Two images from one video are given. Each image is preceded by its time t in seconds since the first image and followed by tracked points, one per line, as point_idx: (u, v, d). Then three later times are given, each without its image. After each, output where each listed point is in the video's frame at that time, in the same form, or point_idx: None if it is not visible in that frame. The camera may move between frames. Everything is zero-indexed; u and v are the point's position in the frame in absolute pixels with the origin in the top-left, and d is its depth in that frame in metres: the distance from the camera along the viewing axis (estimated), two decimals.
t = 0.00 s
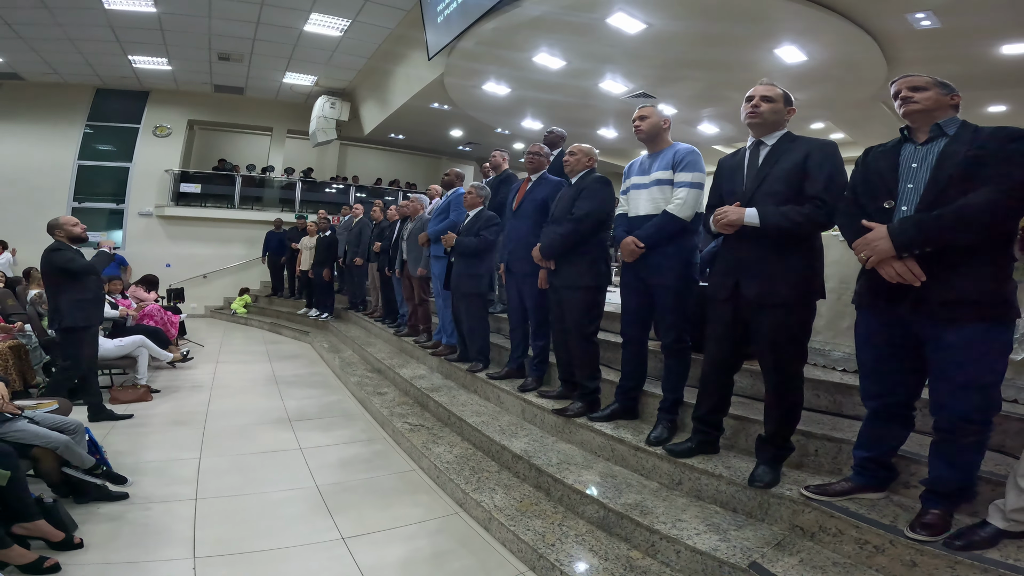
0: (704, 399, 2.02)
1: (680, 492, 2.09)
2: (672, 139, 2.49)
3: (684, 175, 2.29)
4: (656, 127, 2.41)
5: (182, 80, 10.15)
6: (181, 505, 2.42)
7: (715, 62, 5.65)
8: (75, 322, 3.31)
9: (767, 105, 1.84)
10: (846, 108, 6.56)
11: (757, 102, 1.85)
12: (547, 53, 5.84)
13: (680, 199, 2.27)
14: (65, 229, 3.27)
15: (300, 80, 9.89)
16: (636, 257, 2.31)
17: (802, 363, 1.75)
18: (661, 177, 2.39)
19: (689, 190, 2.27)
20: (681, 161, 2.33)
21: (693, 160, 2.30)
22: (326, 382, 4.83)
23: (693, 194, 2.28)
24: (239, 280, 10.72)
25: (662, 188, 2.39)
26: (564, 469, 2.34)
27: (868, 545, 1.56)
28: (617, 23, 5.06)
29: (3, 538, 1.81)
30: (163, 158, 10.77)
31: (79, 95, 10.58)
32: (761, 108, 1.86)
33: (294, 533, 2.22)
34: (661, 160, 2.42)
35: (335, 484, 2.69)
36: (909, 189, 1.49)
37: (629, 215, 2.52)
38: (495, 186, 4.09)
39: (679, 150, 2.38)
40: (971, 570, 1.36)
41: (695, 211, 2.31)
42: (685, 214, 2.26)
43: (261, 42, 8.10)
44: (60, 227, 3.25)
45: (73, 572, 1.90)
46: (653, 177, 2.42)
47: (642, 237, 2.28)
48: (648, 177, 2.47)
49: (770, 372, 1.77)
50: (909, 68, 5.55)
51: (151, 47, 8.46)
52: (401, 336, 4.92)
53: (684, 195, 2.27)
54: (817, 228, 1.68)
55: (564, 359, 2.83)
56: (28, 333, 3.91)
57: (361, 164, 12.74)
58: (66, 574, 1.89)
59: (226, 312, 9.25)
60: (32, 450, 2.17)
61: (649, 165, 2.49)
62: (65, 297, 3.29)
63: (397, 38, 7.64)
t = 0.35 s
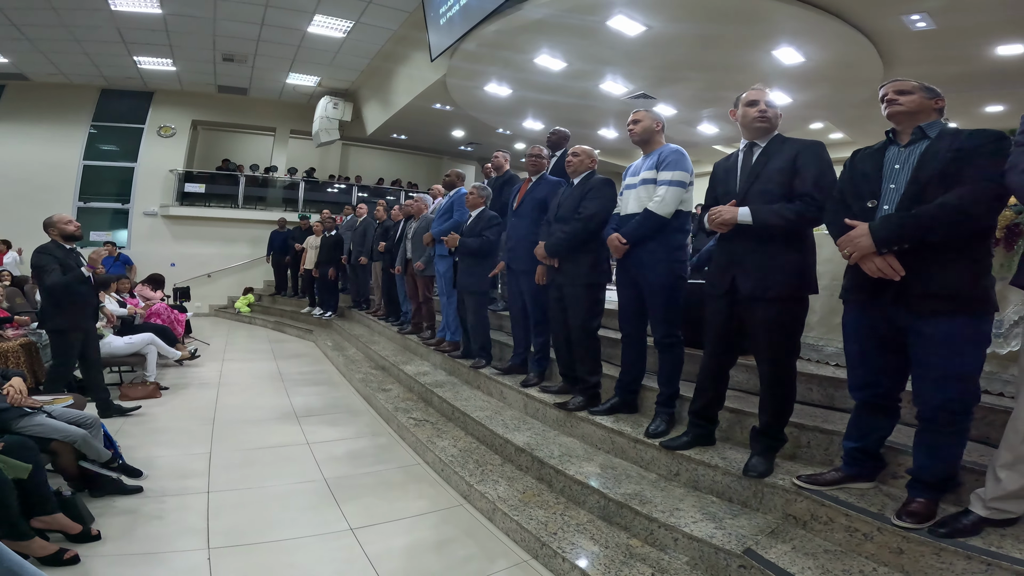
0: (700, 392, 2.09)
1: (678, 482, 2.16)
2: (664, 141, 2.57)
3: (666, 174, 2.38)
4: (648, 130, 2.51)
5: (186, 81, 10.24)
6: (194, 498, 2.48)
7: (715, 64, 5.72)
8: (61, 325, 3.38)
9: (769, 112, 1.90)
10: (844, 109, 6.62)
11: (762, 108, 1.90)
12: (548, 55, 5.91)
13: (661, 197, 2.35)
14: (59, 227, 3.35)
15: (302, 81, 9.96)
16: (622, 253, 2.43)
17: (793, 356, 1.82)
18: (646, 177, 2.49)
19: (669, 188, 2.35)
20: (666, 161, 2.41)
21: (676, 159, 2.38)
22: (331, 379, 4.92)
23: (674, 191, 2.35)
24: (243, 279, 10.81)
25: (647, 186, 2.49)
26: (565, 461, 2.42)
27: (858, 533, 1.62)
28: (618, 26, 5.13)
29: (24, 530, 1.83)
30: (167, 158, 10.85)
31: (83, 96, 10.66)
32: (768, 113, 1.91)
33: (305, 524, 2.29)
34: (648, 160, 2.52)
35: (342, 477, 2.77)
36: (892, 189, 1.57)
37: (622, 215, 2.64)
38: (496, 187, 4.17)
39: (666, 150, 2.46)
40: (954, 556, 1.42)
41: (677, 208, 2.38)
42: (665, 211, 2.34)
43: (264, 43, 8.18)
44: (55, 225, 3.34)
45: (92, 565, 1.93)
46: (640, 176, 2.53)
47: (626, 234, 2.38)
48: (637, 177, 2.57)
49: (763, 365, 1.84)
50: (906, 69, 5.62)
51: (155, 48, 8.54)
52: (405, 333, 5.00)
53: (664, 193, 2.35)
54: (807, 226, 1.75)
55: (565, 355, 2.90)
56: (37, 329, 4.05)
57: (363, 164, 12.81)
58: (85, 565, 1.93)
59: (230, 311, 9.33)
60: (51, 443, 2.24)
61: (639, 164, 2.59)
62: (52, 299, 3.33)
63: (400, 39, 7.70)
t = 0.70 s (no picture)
0: (694, 387, 2.16)
1: (673, 475, 2.23)
2: (659, 144, 2.65)
3: (652, 175, 2.46)
4: (643, 132, 2.58)
5: (189, 83, 10.33)
6: (205, 493, 2.56)
7: (713, 66, 5.79)
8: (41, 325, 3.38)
9: (751, 114, 1.99)
10: (842, 110, 6.69)
11: (742, 111, 2.00)
12: (548, 58, 5.98)
13: (646, 197, 2.43)
14: (65, 227, 3.48)
15: (305, 82, 10.04)
16: (610, 251, 2.50)
17: (781, 353, 1.90)
18: (634, 178, 2.58)
19: (654, 188, 2.43)
20: (653, 163, 2.50)
21: (660, 162, 2.46)
22: (335, 378, 5.00)
23: (657, 192, 2.43)
24: (246, 280, 10.90)
25: (635, 188, 2.57)
26: (565, 455, 2.49)
27: (843, 523, 1.69)
28: (616, 29, 5.20)
29: (46, 523, 1.87)
30: (170, 159, 10.95)
31: (87, 97, 10.76)
32: (753, 117, 2.00)
33: (313, 516, 2.36)
34: (636, 162, 2.61)
35: (349, 472, 2.85)
36: (872, 193, 1.64)
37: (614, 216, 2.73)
38: (496, 188, 4.23)
39: (654, 153, 2.54)
40: (934, 546, 1.48)
41: (660, 208, 2.45)
42: (648, 210, 2.42)
43: (268, 46, 8.27)
44: (62, 226, 3.47)
45: (110, 557, 1.98)
46: (629, 178, 2.62)
47: (613, 233, 2.47)
48: (627, 179, 2.67)
49: (752, 361, 1.91)
50: (902, 70, 5.69)
51: (160, 50, 8.63)
52: (407, 333, 5.09)
53: (648, 192, 2.43)
54: (794, 227, 1.83)
55: (564, 352, 2.98)
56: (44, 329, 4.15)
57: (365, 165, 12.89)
58: (103, 558, 1.97)
59: (233, 311, 9.42)
60: (68, 439, 2.32)
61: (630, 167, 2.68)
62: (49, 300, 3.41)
63: (402, 42, 7.78)
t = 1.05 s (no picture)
0: (689, 385, 2.22)
1: (670, 472, 2.29)
2: (658, 147, 2.70)
3: (654, 177, 2.51)
4: (643, 134, 2.63)
5: (192, 85, 10.39)
6: (212, 490, 2.61)
7: (711, 68, 5.83)
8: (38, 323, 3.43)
9: (734, 118, 2.07)
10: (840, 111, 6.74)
11: (727, 116, 2.09)
12: (548, 61, 6.05)
13: (648, 199, 2.49)
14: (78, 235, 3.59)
15: (306, 84, 10.10)
16: (609, 251, 2.53)
17: (774, 352, 1.95)
18: (634, 180, 2.63)
19: (655, 190, 2.48)
20: (654, 164, 2.55)
21: (661, 164, 2.51)
22: (338, 378, 5.06)
23: (660, 195, 2.48)
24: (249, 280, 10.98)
25: (636, 190, 2.62)
26: (564, 452, 2.55)
27: (833, 518, 1.74)
28: (615, 32, 5.25)
29: (59, 519, 1.92)
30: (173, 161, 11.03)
31: (91, 99, 10.84)
32: (743, 120, 2.07)
33: (318, 513, 2.41)
34: (637, 164, 2.67)
35: (352, 469, 2.90)
36: (859, 197, 1.70)
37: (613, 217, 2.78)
38: (496, 191, 4.25)
39: (655, 155, 2.59)
40: (919, 540, 1.53)
41: (661, 210, 2.50)
42: (651, 212, 2.46)
43: (269, 48, 8.34)
44: (76, 233, 3.58)
45: (121, 553, 2.03)
46: (629, 180, 2.67)
47: (613, 233, 2.51)
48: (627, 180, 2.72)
49: (746, 360, 1.97)
50: (898, 72, 5.74)
51: (163, 53, 8.69)
52: (409, 333, 5.15)
53: (650, 195, 2.48)
54: (783, 229, 1.89)
55: (563, 351, 3.03)
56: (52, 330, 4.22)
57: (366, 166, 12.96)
58: (114, 554, 2.02)
59: (236, 312, 9.50)
60: (80, 437, 2.38)
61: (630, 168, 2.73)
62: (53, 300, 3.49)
63: (403, 44, 7.86)
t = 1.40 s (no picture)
0: (687, 385, 2.25)
1: (668, 471, 2.31)
2: (660, 148, 2.72)
3: (666, 181, 2.52)
4: (647, 134, 2.64)
5: (193, 86, 10.43)
6: (215, 489, 2.64)
7: (710, 69, 5.86)
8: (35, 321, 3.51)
9: (725, 121, 2.11)
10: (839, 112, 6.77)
11: (719, 119, 2.12)
12: (548, 62, 6.08)
13: (663, 204, 2.51)
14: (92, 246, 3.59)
15: (307, 86, 10.14)
16: (610, 252, 2.56)
17: (771, 353, 1.98)
18: (642, 182, 2.65)
19: (669, 195, 2.51)
20: (663, 168, 2.57)
21: (671, 167, 2.54)
22: (340, 378, 5.09)
23: (673, 200, 2.51)
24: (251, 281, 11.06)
25: (643, 192, 2.64)
26: (564, 452, 2.58)
27: (829, 516, 1.76)
28: (615, 34, 5.28)
29: (64, 518, 1.94)
30: (175, 162, 11.07)
31: (92, 101, 10.87)
32: (738, 122, 2.10)
33: (320, 512, 2.43)
34: (644, 166, 2.67)
35: (354, 468, 2.93)
36: (854, 200, 1.72)
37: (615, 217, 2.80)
38: (496, 194, 4.23)
39: (661, 157, 2.61)
40: (913, 538, 1.55)
41: (676, 215, 2.55)
42: (666, 217, 2.49)
43: (271, 50, 8.37)
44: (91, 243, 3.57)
45: (126, 551, 2.05)
46: (635, 181, 2.68)
47: (619, 236, 2.53)
48: (632, 181, 2.73)
49: (744, 361, 1.99)
50: (896, 73, 5.77)
51: (165, 55, 8.73)
52: (410, 334, 5.18)
53: (665, 200, 2.51)
54: (777, 228, 1.91)
55: (562, 352, 3.06)
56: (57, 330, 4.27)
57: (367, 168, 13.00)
58: (119, 552, 2.04)
59: (238, 313, 9.53)
60: (86, 437, 2.42)
61: (635, 168, 2.73)
62: (59, 301, 3.52)
63: (403, 46, 7.90)
